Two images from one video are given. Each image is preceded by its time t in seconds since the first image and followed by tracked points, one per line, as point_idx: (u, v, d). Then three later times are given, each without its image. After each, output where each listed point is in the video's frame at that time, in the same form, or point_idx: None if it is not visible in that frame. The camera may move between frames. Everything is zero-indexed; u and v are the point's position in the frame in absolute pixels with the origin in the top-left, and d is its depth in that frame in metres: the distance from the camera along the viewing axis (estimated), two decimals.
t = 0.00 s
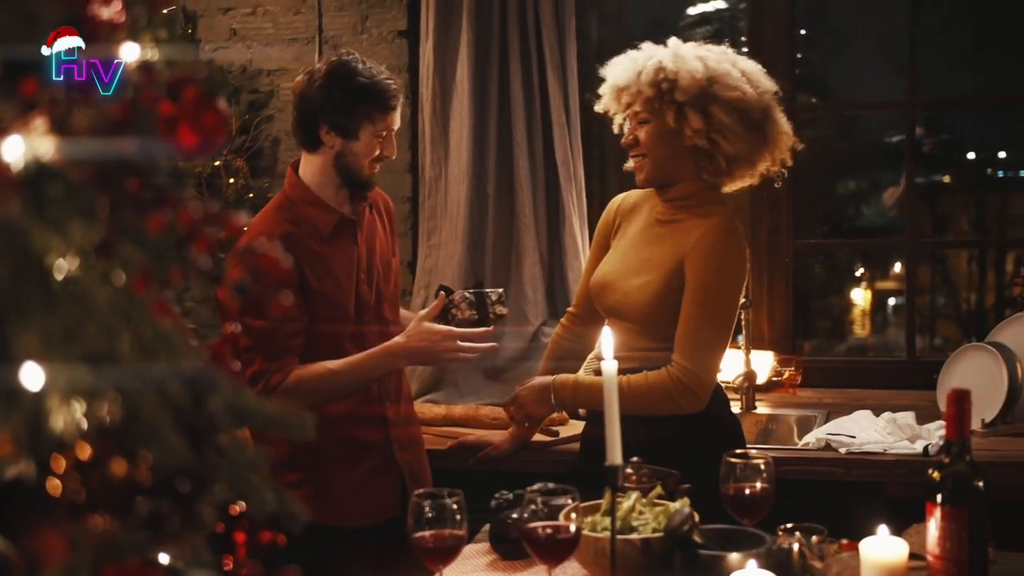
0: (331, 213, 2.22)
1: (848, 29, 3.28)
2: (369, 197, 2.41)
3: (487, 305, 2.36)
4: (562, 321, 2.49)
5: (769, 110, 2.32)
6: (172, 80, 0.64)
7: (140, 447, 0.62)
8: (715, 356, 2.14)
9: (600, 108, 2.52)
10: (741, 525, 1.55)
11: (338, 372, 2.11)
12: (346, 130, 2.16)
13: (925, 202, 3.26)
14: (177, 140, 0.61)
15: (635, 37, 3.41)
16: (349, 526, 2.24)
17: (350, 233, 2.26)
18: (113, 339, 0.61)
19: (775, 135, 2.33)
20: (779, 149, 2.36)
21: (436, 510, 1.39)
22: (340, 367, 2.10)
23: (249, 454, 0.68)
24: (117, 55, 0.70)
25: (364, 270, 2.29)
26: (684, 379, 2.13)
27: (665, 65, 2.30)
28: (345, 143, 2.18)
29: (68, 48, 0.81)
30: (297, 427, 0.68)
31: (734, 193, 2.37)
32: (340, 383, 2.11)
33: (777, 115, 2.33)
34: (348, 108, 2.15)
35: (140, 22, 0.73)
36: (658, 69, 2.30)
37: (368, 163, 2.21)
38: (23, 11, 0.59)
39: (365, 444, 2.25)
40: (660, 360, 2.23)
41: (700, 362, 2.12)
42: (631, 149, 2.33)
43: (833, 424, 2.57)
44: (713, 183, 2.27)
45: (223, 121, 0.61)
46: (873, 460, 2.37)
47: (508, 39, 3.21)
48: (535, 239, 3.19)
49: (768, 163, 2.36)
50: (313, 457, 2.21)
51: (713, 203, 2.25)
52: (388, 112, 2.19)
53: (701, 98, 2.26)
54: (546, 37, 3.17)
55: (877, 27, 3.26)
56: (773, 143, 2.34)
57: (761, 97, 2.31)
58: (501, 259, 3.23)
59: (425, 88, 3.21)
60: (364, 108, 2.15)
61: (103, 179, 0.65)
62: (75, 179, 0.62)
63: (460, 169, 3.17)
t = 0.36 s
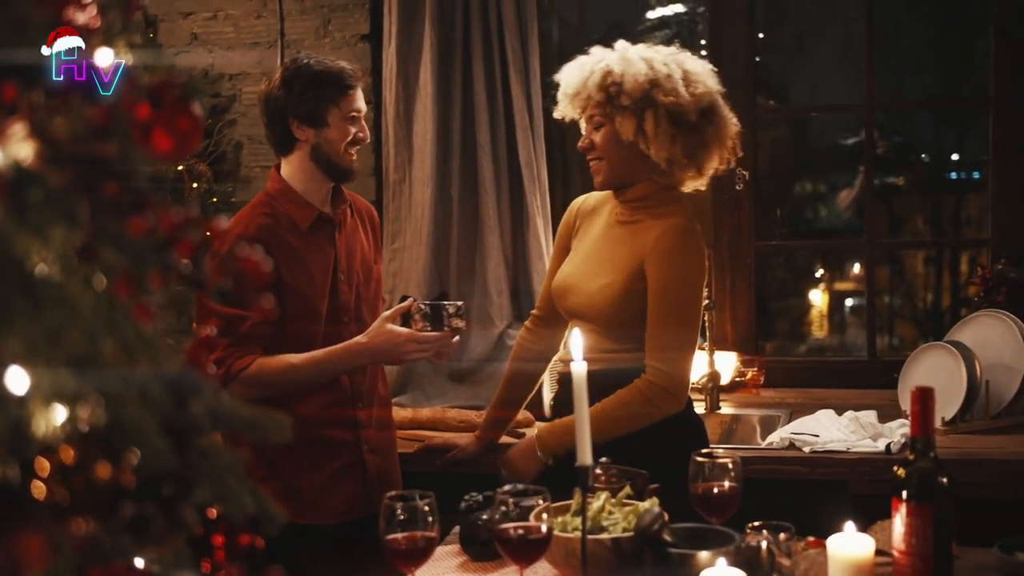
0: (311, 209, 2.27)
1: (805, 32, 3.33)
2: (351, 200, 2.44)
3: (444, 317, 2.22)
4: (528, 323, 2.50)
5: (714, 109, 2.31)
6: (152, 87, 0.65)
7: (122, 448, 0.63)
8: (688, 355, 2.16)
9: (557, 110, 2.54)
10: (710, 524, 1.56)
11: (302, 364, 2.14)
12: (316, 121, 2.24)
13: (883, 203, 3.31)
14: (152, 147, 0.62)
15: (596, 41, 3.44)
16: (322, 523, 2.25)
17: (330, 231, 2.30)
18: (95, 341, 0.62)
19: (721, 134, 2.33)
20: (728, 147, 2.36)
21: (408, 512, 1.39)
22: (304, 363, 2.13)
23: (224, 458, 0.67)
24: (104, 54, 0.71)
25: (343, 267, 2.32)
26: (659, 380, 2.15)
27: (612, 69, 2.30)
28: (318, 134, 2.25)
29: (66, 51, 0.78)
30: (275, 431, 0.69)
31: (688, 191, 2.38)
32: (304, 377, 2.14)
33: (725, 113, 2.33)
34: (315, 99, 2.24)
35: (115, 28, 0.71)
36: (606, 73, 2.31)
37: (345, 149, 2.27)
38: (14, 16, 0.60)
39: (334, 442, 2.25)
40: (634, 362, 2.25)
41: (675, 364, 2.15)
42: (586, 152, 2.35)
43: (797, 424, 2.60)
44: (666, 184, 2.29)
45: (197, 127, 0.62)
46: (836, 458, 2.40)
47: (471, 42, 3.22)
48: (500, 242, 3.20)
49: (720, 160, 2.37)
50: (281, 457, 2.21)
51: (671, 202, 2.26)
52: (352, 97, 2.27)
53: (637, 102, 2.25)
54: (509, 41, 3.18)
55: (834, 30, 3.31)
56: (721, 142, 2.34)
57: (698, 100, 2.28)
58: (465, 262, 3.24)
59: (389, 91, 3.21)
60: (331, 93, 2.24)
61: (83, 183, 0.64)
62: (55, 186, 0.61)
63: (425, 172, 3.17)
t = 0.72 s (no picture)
0: (306, 204, 2.27)
1: (785, 29, 3.35)
2: (349, 198, 2.44)
3: (419, 324, 2.18)
4: (510, 318, 2.50)
5: (669, 95, 2.34)
6: (150, 82, 0.63)
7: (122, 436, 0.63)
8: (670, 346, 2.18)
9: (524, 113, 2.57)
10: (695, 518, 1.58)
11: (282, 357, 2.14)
12: (311, 117, 2.27)
13: (864, 199, 3.33)
14: (145, 141, 0.62)
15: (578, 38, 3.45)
16: (313, 512, 2.26)
17: (323, 226, 2.30)
18: (95, 332, 0.62)
19: (680, 119, 2.36)
20: (689, 130, 2.40)
21: (396, 505, 1.40)
22: (280, 356, 2.14)
23: (216, 450, 0.67)
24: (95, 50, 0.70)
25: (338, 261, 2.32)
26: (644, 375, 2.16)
27: (566, 68, 2.33)
28: (313, 130, 2.28)
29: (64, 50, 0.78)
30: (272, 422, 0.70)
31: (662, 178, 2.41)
32: (279, 367, 2.14)
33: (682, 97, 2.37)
34: (309, 96, 2.28)
35: (108, 23, 0.70)
36: (559, 73, 2.33)
37: (341, 143, 2.29)
38: (17, 11, 0.61)
39: (322, 434, 2.25)
40: (617, 356, 2.25)
41: (659, 357, 2.17)
42: (555, 150, 2.36)
43: (780, 417, 2.62)
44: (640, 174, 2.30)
45: (189, 119, 0.62)
46: (818, 452, 2.42)
47: (453, 38, 3.23)
48: (483, 237, 3.20)
49: (684, 144, 2.39)
50: (271, 449, 2.22)
51: (639, 191, 2.26)
52: (348, 92, 2.31)
53: (592, 99, 2.29)
54: (491, 36, 3.19)
55: (814, 27, 3.33)
56: (681, 127, 2.37)
57: (652, 90, 2.32)
58: (448, 258, 3.24)
59: (371, 87, 3.21)
60: (326, 90, 2.28)
61: (81, 179, 0.66)
62: (53, 178, 0.62)
63: (408, 168, 3.17)
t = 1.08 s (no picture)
0: (309, 201, 2.27)
1: (784, 33, 3.36)
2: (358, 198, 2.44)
3: (416, 317, 2.17)
4: (507, 318, 2.50)
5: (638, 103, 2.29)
6: (162, 82, 0.64)
7: (135, 434, 0.65)
8: (664, 347, 2.16)
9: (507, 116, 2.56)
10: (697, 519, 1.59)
11: (281, 351, 2.15)
12: (319, 121, 2.21)
13: (862, 202, 3.34)
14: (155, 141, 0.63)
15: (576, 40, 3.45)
16: (319, 508, 2.26)
17: (328, 225, 2.31)
18: (108, 330, 0.63)
19: (650, 126, 2.30)
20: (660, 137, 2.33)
21: (399, 505, 1.40)
22: (283, 349, 2.14)
23: (227, 449, 0.69)
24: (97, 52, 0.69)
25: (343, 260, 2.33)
26: (643, 376, 2.14)
27: (534, 73, 2.31)
28: (320, 135, 2.23)
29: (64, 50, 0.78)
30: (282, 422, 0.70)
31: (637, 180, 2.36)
32: (282, 361, 2.15)
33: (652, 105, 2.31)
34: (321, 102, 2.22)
35: (118, 23, 0.70)
36: (528, 78, 2.32)
37: (343, 152, 2.24)
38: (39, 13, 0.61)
39: (324, 429, 2.26)
40: (613, 354, 2.25)
41: (654, 355, 2.14)
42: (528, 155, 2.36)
43: (779, 420, 2.63)
44: (610, 181, 2.25)
45: (199, 120, 0.63)
46: (817, 454, 2.43)
47: (454, 39, 3.23)
48: (482, 238, 3.20)
49: (656, 150, 2.34)
50: (275, 446, 2.22)
51: (614, 194, 2.25)
52: (364, 103, 2.25)
53: (558, 105, 2.27)
54: (491, 39, 3.19)
55: (811, 30, 3.34)
56: (650, 134, 2.31)
57: (618, 97, 2.26)
58: (448, 259, 3.24)
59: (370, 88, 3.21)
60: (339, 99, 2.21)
61: (95, 178, 0.66)
62: (68, 178, 0.63)
63: (407, 170, 3.18)
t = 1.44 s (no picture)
0: (329, 205, 2.28)
1: (804, 40, 3.36)
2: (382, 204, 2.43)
3: (424, 304, 2.18)
4: (522, 324, 2.51)
5: (637, 97, 2.28)
6: (194, 89, 0.65)
7: (166, 436, 0.65)
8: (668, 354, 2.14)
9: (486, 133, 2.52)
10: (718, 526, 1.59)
11: (297, 347, 2.15)
12: (339, 134, 2.19)
13: (884, 210, 3.33)
14: (184, 145, 0.63)
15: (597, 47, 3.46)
16: (337, 507, 2.27)
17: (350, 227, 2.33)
18: (141, 333, 0.63)
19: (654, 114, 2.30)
20: (664, 124, 2.35)
21: (421, 508, 1.41)
22: (300, 342, 2.15)
23: (253, 451, 0.69)
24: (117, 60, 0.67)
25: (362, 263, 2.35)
26: (648, 383, 2.14)
27: (532, 94, 2.26)
28: (339, 147, 2.22)
29: (63, 50, 0.77)
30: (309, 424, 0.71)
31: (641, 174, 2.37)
32: (300, 357, 2.15)
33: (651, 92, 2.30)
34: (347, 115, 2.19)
35: (151, 30, 0.71)
36: (525, 100, 2.27)
37: (358, 171, 2.23)
38: (76, 19, 0.63)
39: (341, 427, 2.27)
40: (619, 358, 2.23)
41: (658, 363, 2.14)
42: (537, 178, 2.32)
43: (799, 427, 2.63)
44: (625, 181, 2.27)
45: (229, 126, 0.63)
46: (837, 462, 2.43)
47: (476, 45, 3.24)
48: (503, 244, 3.21)
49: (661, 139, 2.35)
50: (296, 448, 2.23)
51: (617, 202, 2.24)
52: (395, 124, 2.21)
53: (570, 120, 2.23)
54: (512, 45, 3.19)
55: (832, 38, 3.34)
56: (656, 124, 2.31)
57: (625, 95, 2.25)
58: (468, 264, 3.24)
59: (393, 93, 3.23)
60: (364, 121, 2.17)
61: (129, 183, 0.67)
62: (103, 183, 0.64)
63: (429, 174, 3.19)
